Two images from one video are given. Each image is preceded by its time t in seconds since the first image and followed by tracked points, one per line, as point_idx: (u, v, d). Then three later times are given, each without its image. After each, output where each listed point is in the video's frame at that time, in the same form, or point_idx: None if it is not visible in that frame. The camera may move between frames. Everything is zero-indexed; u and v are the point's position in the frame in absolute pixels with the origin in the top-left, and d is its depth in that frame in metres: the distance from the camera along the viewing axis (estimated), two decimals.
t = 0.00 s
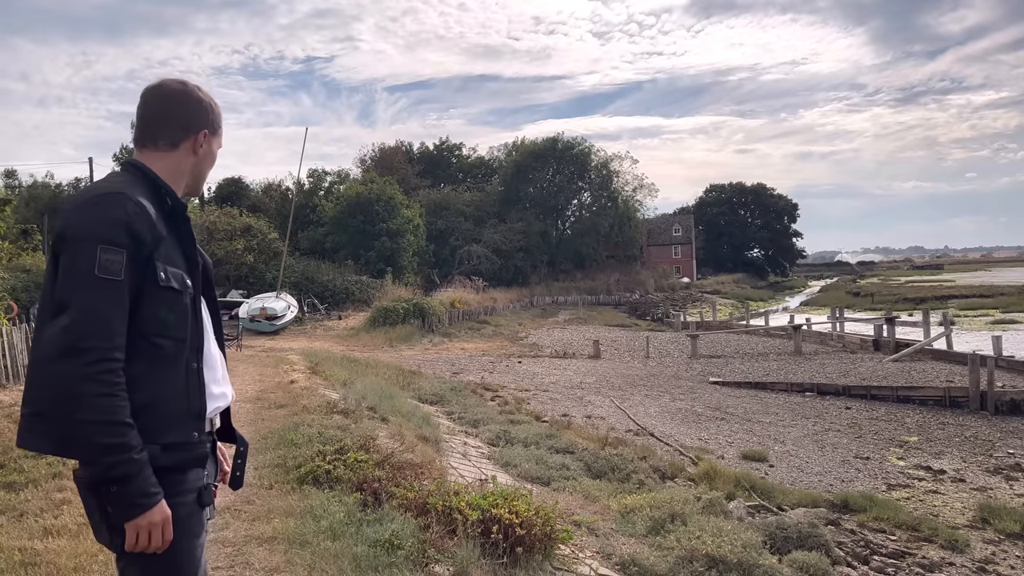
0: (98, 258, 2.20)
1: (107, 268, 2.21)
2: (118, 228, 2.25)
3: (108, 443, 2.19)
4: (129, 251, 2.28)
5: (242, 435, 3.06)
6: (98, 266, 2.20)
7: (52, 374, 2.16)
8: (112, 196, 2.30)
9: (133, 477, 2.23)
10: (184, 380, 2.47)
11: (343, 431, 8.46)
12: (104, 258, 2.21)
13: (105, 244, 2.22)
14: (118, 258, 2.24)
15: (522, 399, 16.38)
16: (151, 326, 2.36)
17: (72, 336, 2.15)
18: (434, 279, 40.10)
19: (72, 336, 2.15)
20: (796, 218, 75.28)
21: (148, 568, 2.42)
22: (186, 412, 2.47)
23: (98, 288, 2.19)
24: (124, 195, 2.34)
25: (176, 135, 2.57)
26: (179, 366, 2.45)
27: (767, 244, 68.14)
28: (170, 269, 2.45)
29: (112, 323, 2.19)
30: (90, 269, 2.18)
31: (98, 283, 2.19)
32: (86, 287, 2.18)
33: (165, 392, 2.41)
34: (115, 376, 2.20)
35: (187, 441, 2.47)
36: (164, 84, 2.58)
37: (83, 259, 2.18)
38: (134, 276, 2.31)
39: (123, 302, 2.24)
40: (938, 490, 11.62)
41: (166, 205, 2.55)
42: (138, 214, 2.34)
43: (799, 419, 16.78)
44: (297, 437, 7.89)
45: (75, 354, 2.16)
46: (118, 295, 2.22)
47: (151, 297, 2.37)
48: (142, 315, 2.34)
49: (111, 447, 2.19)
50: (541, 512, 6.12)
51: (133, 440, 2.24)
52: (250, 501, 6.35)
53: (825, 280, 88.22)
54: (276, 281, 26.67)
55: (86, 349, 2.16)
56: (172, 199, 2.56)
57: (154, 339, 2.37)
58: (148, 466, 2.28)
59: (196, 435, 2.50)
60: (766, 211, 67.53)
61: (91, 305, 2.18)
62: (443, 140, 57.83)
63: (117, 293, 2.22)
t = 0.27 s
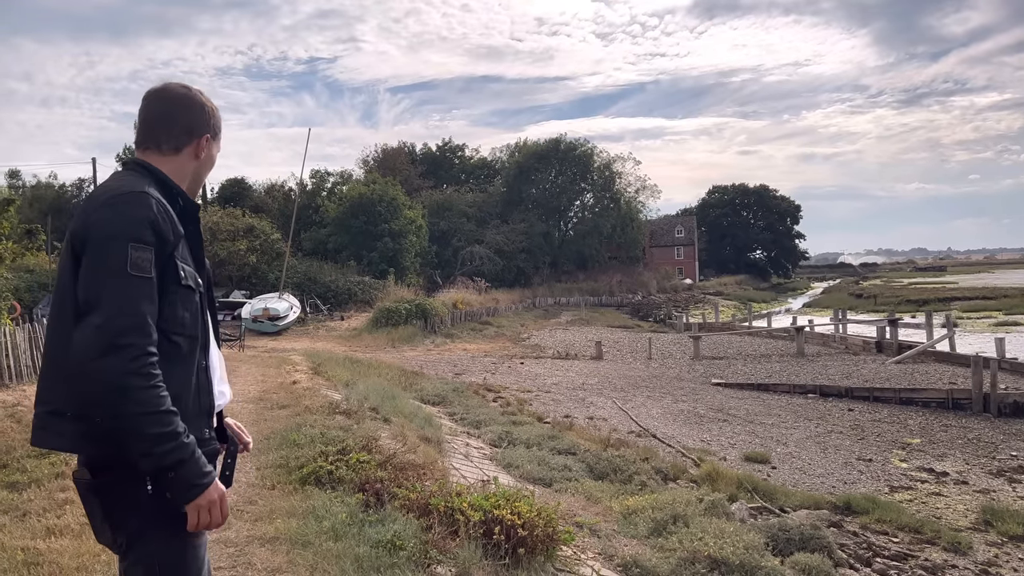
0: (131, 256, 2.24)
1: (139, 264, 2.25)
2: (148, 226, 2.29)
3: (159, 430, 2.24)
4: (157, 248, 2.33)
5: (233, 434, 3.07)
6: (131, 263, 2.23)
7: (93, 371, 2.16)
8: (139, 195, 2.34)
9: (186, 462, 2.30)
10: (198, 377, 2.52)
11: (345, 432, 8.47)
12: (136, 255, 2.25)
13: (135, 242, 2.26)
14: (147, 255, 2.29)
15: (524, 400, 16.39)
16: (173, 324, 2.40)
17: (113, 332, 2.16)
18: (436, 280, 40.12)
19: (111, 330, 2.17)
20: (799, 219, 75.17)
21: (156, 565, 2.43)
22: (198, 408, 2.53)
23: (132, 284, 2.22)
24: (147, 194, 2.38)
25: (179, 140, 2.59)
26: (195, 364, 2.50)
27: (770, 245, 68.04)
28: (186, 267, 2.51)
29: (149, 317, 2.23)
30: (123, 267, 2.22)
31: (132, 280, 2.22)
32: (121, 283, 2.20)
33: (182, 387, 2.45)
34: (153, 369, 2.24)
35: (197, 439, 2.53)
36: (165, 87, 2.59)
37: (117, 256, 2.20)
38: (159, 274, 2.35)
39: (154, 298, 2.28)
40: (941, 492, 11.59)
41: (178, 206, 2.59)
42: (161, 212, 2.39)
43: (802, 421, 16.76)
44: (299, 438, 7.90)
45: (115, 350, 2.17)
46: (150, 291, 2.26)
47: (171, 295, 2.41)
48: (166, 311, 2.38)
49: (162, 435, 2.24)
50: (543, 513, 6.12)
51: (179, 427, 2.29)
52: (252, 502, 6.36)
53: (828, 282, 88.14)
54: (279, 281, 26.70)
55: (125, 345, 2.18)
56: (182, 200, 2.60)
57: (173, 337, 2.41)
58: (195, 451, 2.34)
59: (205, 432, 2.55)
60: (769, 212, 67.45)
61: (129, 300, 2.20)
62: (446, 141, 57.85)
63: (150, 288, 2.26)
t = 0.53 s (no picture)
0: (102, 246, 2.23)
1: (110, 254, 2.23)
2: (122, 216, 2.29)
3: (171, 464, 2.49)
4: (131, 238, 2.31)
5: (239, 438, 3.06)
6: (101, 253, 2.22)
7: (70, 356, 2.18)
8: (115, 189, 2.36)
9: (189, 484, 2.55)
10: (188, 373, 2.49)
11: (350, 433, 8.49)
12: (107, 246, 2.24)
13: (106, 232, 2.25)
14: (120, 246, 2.27)
15: (528, 401, 16.41)
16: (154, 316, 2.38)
17: (82, 318, 2.15)
18: (441, 281, 40.16)
19: (83, 319, 2.16)
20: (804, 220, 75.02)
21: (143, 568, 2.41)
22: (188, 404, 2.48)
23: (103, 273, 2.21)
24: (124, 187, 2.38)
25: (175, 142, 2.58)
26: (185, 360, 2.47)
27: (775, 246, 67.92)
28: (172, 261, 2.48)
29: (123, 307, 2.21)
30: (91, 257, 2.21)
31: (102, 269, 2.21)
32: (90, 272, 2.20)
33: (168, 384, 2.42)
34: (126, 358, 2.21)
35: (187, 435, 2.48)
36: (166, 91, 2.60)
37: (86, 245, 2.20)
38: (135, 265, 2.33)
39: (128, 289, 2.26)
40: (946, 494, 11.55)
41: (169, 199, 2.56)
42: (139, 205, 2.38)
43: (806, 422, 16.72)
44: (303, 438, 7.92)
45: (86, 338, 2.17)
46: (123, 280, 2.24)
47: (152, 288, 2.39)
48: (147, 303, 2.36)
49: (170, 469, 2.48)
50: (547, 514, 6.12)
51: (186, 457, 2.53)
52: (257, 502, 6.37)
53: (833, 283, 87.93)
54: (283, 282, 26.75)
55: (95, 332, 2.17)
56: (175, 194, 2.57)
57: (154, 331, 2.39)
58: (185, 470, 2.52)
59: (196, 429, 2.50)
60: (773, 214, 67.33)
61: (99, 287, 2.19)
62: (451, 142, 57.89)
63: (123, 278, 2.25)
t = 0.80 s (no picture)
0: (80, 248, 2.26)
1: (88, 256, 2.26)
2: (99, 215, 2.31)
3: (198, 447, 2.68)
4: (110, 238, 2.32)
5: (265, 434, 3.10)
6: (79, 256, 2.25)
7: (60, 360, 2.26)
8: (97, 189, 2.39)
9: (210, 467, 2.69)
10: (186, 372, 2.46)
11: (356, 432, 8.51)
12: (85, 247, 2.26)
13: (86, 234, 2.29)
14: (99, 247, 2.28)
15: (534, 401, 16.42)
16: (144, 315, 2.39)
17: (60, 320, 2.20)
18: (447, 281, 40.19)
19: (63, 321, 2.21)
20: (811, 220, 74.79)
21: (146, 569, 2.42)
22: (189, 404, 2.46)
23: (80, 276, 2.24)
24: (106, 188, 2.41)
25: (174, 138, 2.59)
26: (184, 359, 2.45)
27: (781, 246, 67.71)
28: (163, 258, 2.47)
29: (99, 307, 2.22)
30: (69, 259, 2.25)
31: (79, 271, 2.24)
32: (68, 274, 2.24)
33: (164, 383, 2.41)
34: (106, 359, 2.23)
35: (190, 433, 2.47)
36: (166, 89, 2.62)
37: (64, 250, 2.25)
38: (120, 265, 2.35)
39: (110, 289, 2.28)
40: (954, 495, 11.50)
41: (163, 196, 2.57)
42: (121, 204, 2.39)
43: (813, 423, 16.67)
44: (310, 438, 7.94)
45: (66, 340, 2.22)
46: (101, 280, 2.26)
47: (140, 287, 2.40)
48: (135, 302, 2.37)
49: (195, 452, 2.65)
50: (553, 514, 6.11)
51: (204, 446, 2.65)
52: (264, 502, 6.39)
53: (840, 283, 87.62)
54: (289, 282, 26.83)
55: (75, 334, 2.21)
56: (169, 190, 2.58)
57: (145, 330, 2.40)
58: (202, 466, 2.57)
59: (198, 427, 2.48)
60: (780, 213, 67.13)
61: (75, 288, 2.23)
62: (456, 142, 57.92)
63: (101, 278, 2.26)
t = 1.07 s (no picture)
0: (77, 252, 2.29)
1: (86, 258, 2.28)
2: (96, 219, 2.34)
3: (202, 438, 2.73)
4: (108, 240, 2.34)
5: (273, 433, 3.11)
6: (77, 259, 2.28)
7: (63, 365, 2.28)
8: (93, 193, 2.41)
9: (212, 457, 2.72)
10: (192, 370, 2.48)
11: (363, 430, 8.54)
12: (82, 250, 2.29)
13: (82, 237, 2.31)
14: (97, 249, 2.31)
15: (541, 399, 16.43)
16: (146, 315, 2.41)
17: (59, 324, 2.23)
18: (453, 279, 40.22)
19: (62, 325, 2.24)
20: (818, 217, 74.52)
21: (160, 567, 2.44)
22: (200, 401, 2.49)
23: (77, 280, 2.27)
24: (102, 191, 2.43)
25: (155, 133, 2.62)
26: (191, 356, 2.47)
27: (788, 244, 67.48)
28: (164, 258, 2.49)
29: (97, 309, 2.25)
30: (67, 263, 2.28)
31: (78, 274, 2.27)
32: (65, 278, 2.27)
33: (171, 381, 2.43)
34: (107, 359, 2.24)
35: (201, 431, 2.49)
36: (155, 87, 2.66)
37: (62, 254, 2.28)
38: (119, 266, 2.36)
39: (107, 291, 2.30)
40: (962, 493, 11.45)
41: (162, 195, 2.59)
42: (118, 206, 2.41)
43: (820, 421, 16.62)
44: (317, 436, 7.98)
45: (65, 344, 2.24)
46: (98, 282, 2.28)
47: (141, 288, 2.43)
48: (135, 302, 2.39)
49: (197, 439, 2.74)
50: (559, 512, 6.13)
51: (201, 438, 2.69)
52: (272, 499, 6.43)
53: (847, 280, 87.24)
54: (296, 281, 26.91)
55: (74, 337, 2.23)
56: (167, 189, 2.59)
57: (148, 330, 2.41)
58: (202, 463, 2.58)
59: (210, 424, 2.51)
60: (786, 210, 66.87)
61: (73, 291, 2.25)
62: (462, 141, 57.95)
63: (97, 280, 2.28)
